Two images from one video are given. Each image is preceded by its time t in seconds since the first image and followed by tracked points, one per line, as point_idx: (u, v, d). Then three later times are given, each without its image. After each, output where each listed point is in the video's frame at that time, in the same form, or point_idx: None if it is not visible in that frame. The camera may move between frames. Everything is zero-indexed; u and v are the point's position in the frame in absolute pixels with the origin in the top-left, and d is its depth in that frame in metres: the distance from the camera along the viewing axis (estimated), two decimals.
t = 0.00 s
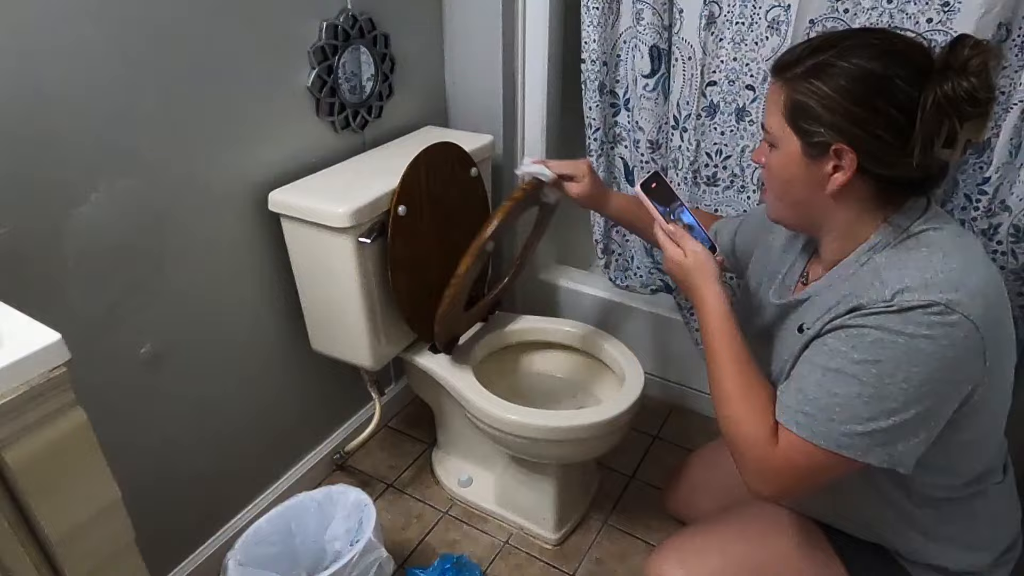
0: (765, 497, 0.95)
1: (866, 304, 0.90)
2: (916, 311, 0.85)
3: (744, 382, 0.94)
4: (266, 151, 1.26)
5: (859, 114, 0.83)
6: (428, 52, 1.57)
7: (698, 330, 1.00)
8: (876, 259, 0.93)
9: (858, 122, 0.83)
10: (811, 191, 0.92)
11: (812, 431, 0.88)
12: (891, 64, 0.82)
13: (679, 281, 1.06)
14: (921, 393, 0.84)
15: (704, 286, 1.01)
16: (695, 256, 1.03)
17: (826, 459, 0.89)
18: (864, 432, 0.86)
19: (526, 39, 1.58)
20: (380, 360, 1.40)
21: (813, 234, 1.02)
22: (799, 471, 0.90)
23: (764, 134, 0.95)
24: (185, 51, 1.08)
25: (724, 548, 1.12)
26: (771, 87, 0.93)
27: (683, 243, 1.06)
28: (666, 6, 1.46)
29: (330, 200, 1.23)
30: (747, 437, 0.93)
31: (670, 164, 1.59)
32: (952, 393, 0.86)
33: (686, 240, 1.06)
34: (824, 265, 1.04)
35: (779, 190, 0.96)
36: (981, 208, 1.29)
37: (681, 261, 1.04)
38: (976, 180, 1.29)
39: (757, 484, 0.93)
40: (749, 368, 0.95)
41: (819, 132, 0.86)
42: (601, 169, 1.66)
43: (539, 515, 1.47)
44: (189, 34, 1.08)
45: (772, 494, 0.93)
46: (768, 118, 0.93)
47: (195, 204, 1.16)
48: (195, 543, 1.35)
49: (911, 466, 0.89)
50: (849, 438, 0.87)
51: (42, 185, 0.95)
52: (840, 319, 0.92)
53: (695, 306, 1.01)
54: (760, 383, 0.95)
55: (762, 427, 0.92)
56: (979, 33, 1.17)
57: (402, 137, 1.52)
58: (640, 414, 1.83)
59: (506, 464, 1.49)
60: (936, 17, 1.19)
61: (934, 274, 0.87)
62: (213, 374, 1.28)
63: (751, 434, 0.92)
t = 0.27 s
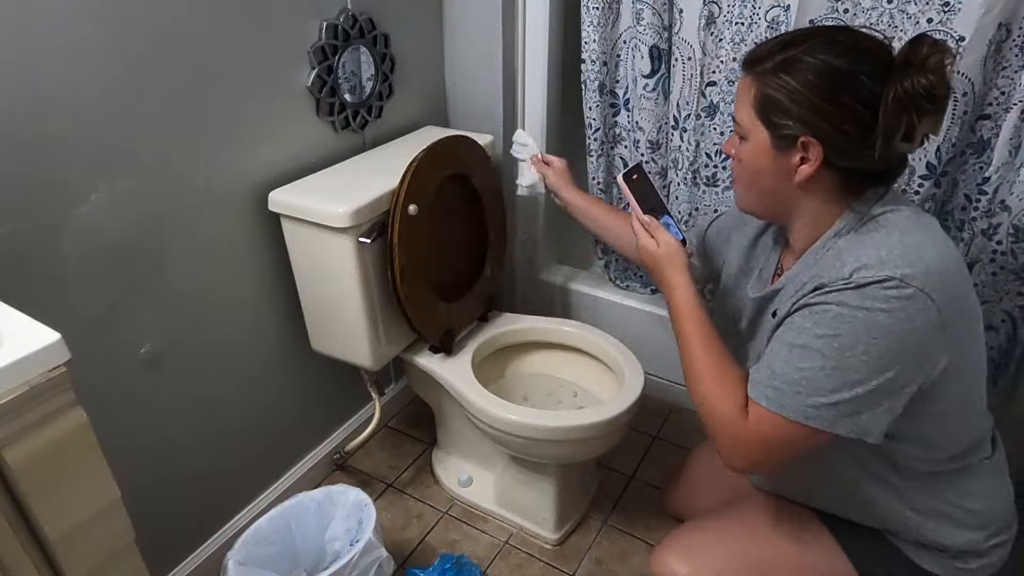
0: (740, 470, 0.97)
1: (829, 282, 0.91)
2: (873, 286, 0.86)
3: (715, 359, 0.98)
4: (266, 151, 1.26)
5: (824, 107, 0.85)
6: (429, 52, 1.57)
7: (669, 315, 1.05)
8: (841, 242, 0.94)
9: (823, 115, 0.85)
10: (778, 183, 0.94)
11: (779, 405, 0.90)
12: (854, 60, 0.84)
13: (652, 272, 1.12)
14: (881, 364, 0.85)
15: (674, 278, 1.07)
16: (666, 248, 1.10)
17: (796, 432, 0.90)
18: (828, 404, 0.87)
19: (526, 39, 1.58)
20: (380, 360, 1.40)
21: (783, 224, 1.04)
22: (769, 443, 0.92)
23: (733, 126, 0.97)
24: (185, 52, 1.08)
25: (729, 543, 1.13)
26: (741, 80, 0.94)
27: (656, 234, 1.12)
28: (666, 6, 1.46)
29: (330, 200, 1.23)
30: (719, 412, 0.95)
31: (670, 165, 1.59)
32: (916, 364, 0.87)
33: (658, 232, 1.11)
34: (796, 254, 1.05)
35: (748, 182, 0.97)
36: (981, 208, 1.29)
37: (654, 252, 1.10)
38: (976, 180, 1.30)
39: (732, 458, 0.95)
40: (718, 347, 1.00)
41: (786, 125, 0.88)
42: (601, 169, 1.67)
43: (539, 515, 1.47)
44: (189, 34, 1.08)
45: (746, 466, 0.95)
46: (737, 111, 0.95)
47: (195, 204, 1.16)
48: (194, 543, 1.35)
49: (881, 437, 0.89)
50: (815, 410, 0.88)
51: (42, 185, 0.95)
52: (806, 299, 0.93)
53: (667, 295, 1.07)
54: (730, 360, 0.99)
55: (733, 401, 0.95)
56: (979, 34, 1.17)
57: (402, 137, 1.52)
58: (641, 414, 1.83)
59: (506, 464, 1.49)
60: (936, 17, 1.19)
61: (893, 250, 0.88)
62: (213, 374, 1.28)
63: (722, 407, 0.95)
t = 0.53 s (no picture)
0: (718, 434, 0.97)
1: (807, 254, 0.92)
2: (849, 254, 0.88)
3: (696, 326, 0.99)
4: (266, 151, 1.26)
5: (816, 99, 0.85)
6: (429, 52, 1.57)
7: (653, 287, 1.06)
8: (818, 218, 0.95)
9: (814, 106, 0.85)
10: (765, 168, 0.94)
11: (758, 368, 0.90)
12: (847, 54, 0.84)
13: (639, 245, 1.12)
14: (856, 328, 0.86)
15: (660, 248, 1.07)
16: (655, 219, 1.09)
17: (773, 396, 0.91)
18: (804, 367, 0.88)
19: (525, 38, 1.58)
20: (380, 360, 1.40)
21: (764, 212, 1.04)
22: (747, 408, 0.92)
23: (726, 111, 0.96)
24: (185, 52, 1.08)
25: (742, 539, 1.11)
26: (738, 67, 0.94)
27: (646, 205, 1.11)
28: (665, 6, 1.46)
29: (329, 200, 1.23)
30: (700, 375, 0.95)
31: (669, 165, 1.59)
32: (893, 332, 0.88)
33: (648, 203, 1.11)
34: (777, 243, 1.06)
35: (735, 166, 0.97)
36: (981, 208, 1.29)
37: (643, 223, 1.10)
38: (976, 180, 1.29)
39: (711, 421, 0.96)
40: (699, 316, 1.00)
41: (778, 112, 0.88)
42: (601, 169, 1.66)
43: (540, 515, 1.47)
44: (189, 34, 1.08)
45: (724, 429, 0.95)
46: (733, 94, 0.94)
47: (195, 204, 1.16)
48: (194, 544, 1.35)
49: (857, 404, 0.90)
50: (791, 373, 0.88)
51: (43, 186, 0.95)
52: (785, 270, 0.94)
53: (653, 266, 1.08)
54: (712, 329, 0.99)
55: (713, 364, 0.95)
56: (979, 34, 1.16)
57: (402, 137, 1.52)
58: (641, 415, 1.83)
59: (507, 464, 1.49)
60: (936, 17, 1.19)
61: (868, 221, 0.89)
62: (213, 373, 1.28)
63: (702, 371, 0.95)
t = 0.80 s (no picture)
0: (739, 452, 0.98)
1: (835, 271, 0.92)
2: (881, 273, 0.88)
3: (716, 343, 0.99)
4: (266, 151, 1.26)
5: (849, 116, 0.85)
6: (428, 52, 1.57)
7: (668, 301, 1.05)
8: (840, 234, 0.96)
9: (847, 123, 0.85)
10: (789, 185, 0.94)
11: (786, 389, 0.91)
12: (881, 72, 0.85)
13: (650, 257, 1.11)
14: (887, 348, 0.87)
15: (673, 261, 1.07)
16: (667, 231, 1.09)
17: (799, 416, 0.92)
18: (833, 387, 0.89)
19: (525, 38, 1.58)
20: (380, 360, 1.40)
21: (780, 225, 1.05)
22: (772, 427, 0.93)
23: (746, 123, 0.96)
24: (185, 52, 1.08)
25: (761, 537, 1.11)
26: (761, 79, 0.93)
27: (656, 216, 1.11)
28: (666, 6, 1.46)
29: (329, 200, 1.23)
30: (721, 395, 0.96)
31: (669, 165, 1.59)
32: (921, 351, 0.89)
33: (658, 214, 1.11)
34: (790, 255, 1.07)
35: (756, 182, 0.97)
36: (981, 208, 1.29)
37: (654, 235, 1.10)
38: (976, 180, 1.29)
39: (732, 440, 0.96)
40: (718, 332, 1.00)
41: (808, 129, 0.88)
42: (601, 169, 1.66)
43: (539, 515, 1.47)
44: (189, 34, 1.08)
45: (747, 448, 0.96)
46: (754, 107, 0.94)
47: (195, 204, 1.16)
48: (194, 544, 1.35)
49: (883, 421, 0.91)
50: (820, 393, 0.89)
51: (42, 186, 0.95)
52: (812, 288, 0.94)
53: (665, 279, 1.08)
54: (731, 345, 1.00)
55: (736, 383, 0.96)
56: (979, 34, 1.16)
57: (402, 137, 1.52)
58: (641, 415, 1.83)
59: (507, 464, 1.49)
60: (936, 17, 1.19)
61: (898, 240, 0.90)
62: (213, 374, 1.28)
63: (725, 390, 0.95)
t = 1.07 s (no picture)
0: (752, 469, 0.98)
1: (833, 284, 0.92)
2: (879, 283, 0.88)
3: (718, 364, 1.00)
4: (266, 151, 1.26)
5: (826, 134, 0.86)
6: (428, 52, 1.57)
7: (665, 327, 1.06)
8: (834, 245, 0.96)
9: (825, 142, 0.86)
10: (775, 205, 0.94)
11: (795, 404, 0.91)
12: (852, 86, 0.85)
13: (642, 281, 1.12)
14: (890, 356, 0.87)
15: (667, 286, 1.08)
16: (656, 256, 1.10)
17: (809, 429, 0.92)
18: (840, 399, 0.89)
19: (525, 38, 1.58)
20: (380, 360, 1.40)
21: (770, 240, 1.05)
22: (783, 443, 0.93)
23: (725, 147, 0.96)
24: (185, 51, 1.08)
25: (768, 533, 1.11)
26: (733, 103, 0.93)
27: (643, 242, 1.12)
28: (666, 6, 1.46)
29: (329, 200, 1.23)
30: (730, 416, 0.96)
31: (669, 165, 1.59)
32: (924, 353, 0.89)
33: (644, 239, 1.12)
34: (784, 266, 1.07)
35: (741, 203, 0.97)
36: (981, 209, 1.29)
37: (644, 261, 1.11)
38: (976, 180, 1.29)
39: (743, 459, 0.97)
40: (719, 352, 1.01)
41: (787, 151, 0.88)
42: (601, 169, 1.66)
43: (539, 515, 1.47)
44: (190, 33, 1.08)
45: (759, 466, 0.96)
46: (731, 133, 0.94)
47: (195, 204, 1.16)
48: (194, 543, 1.35)
49: (893, 426, 0.91)
50: (829, 406, 0.90)
51: (42, 185, 0.95)
52: (812, 301, 0.94)
53: (660, 304, 1.08)
54: (734, 364, 1.00)
55: (743, 402, 0.96)
56: (979, 34, 1.16)
57: (402, 137, 1.52)
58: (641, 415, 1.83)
59: (507, 465, 1.48)
60: (936, 17, 1.19)
61: (892, 249, 0.90)
62: (213, 373, 1.28)
63: (734, 411, 0.96)
